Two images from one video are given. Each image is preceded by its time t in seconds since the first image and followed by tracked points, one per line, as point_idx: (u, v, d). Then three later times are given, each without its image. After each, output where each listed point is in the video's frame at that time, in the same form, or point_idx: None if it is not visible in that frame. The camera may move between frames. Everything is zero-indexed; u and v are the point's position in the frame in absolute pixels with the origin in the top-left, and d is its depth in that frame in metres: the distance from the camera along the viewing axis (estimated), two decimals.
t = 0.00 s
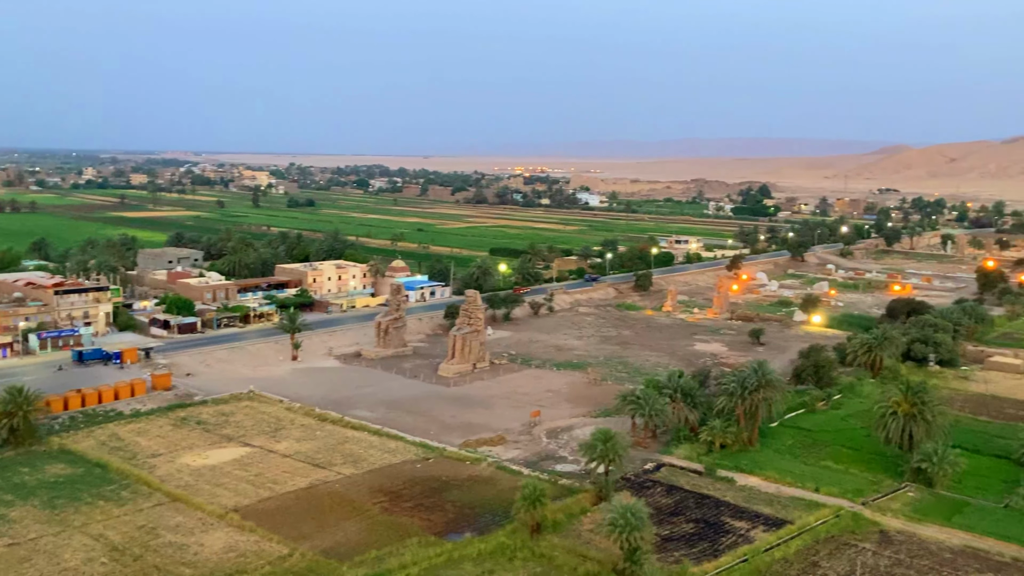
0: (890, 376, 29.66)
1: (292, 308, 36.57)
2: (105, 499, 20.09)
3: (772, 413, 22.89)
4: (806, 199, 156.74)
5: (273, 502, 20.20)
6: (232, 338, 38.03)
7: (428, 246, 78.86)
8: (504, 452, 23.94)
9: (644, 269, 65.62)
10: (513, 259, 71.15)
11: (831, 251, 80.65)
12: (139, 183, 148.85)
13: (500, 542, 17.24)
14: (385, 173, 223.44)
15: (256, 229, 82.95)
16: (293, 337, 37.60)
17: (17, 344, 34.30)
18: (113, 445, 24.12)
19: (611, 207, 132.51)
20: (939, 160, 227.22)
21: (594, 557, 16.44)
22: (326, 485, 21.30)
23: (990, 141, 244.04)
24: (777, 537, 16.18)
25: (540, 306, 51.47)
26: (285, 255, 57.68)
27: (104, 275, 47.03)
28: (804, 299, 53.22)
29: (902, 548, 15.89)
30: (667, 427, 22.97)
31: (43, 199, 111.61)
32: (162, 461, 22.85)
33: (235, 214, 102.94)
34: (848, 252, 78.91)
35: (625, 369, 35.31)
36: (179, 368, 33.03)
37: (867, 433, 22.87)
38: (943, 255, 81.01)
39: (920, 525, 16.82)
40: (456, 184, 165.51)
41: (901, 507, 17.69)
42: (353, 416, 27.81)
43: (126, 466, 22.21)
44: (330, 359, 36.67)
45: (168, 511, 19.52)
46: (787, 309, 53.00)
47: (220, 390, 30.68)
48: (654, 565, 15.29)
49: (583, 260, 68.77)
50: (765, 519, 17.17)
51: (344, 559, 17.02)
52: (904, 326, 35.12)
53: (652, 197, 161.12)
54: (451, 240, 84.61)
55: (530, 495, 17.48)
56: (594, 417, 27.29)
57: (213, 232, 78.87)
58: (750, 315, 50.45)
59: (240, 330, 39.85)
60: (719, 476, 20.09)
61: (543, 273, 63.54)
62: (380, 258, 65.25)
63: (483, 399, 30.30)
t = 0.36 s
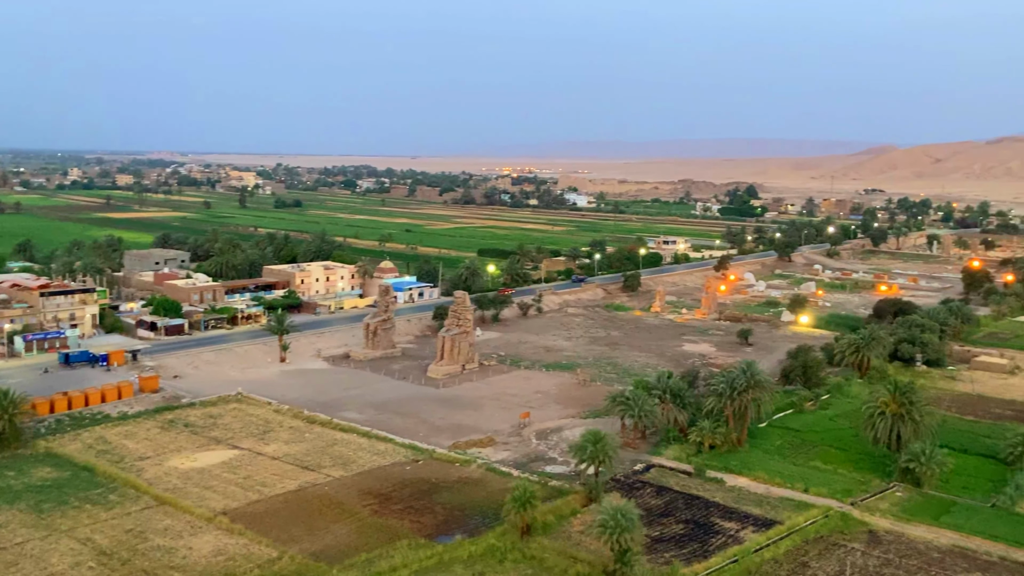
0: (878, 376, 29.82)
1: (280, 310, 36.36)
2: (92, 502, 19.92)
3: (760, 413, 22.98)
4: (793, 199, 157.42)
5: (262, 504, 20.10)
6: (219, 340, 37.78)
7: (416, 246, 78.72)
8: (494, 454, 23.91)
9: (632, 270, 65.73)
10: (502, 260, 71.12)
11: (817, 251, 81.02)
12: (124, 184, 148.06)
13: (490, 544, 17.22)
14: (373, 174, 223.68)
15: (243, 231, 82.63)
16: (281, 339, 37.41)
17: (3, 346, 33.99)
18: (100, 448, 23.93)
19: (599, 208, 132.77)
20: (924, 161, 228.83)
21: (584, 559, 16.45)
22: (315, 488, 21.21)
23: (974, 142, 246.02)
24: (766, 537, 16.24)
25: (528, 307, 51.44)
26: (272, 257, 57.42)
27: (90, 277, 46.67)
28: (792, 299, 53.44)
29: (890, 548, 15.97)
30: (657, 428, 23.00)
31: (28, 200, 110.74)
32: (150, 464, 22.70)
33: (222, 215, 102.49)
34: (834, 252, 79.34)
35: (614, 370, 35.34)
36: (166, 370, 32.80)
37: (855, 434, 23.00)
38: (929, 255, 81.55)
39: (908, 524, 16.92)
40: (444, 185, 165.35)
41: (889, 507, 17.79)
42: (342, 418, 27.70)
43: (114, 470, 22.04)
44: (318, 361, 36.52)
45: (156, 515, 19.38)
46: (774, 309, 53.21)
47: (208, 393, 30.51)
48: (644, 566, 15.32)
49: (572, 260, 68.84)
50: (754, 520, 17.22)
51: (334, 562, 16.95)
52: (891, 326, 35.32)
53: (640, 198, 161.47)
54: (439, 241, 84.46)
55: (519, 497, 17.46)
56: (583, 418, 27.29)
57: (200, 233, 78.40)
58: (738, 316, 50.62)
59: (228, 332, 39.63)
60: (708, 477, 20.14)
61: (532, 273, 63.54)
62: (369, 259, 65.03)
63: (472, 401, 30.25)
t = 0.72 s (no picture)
0: (861, 376, 30.01)
1: (264, 312, 36.12)
2: (75, 507, 19.71)
3: (746, 414, 23.08)
4: (776, 200, 158.33)
5: (247, 508, 19.96)
6: (202, 343, 37.49)
7: (400, 248, 78.50)
8: (480, 456, 23.86)
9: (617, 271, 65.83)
10: (486, 261, 71.03)
11: (800, 252, 81.47)
12: (105, 185, 146.64)
13: (477, 547, 17.19)
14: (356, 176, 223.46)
15: (225, 232, 82.02)
16: (265, 341, 37.18)
17: None
18: (83, 452, 23.68)
19: (582, 208, 132.97)
20: (905, 161, 230.85)
21: (571, 561, 16.46)
22: (300, 491, 21.10)
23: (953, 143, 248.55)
24: (753, 538, 16.30)
25: (514, 309, 51.43)
26: (256, 258, 57.04)
27: (71, 279, 46.21)
28: (775, 300, 53.74)
29: (876, 548, 16.07)
30: (642, 429, 23.05)
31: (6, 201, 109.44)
32: (133, 468, 22.48)
33: (204, 216, 101.74)
34: (817, 253, 79.86)
35: (599, 371, 35.36)
36: (149, 373, 32.52)
37: (840, 434, 23.14)
38: (910, 256, 82.22)
39: (892, 524, 17.03)
40: (428, 186, 165.01)
41: (874, 507, 17.90)
42: (327, 421, 27.57)
43: (96, 474, 21.82)
44: (303, 363, 36.33)
45: (139, 520, 19.19)
46: (758, 310, 53.49)
47: (192, 395, 30.28)
48: (631, 568, 15.34)
49: (556, 261, 68.86)
50: (740, 521, 17.28)
51: (320, 566, 16.86)
52: (874, 327, 35.56)
53: (624, 198, 161.87)
54: (423, 242, 84.25)
55: (507, 499, 17.43)
56: (569, 419, 27.31)
57: (182, 235, 77.79)
58: (722, 317, 50.82)
59: (211, 334, 39.35)
60: (694, 478, 20.20)
61: (517, 275, 63.51)
62: (353, 261, 64.80)
63: (458, 403, 30.18)
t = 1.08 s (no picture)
0: (844, 376, 30.24)
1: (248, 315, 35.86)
2: (57, 513, 19.49)
3: (730, 414, 23.16)
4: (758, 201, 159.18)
5: (232, 512, 19.83)
6: (185, 345, 37.19)
7: (383, 249, 78.25)
8: (466, 459, 23.82)
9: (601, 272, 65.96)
10: (470, 262, 70.93)
11: (782, 253, 81.94)
12: (84, 186, 145.28)
13: (464, 550, 17.15)
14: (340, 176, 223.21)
15: (207, 234, 81.46)
16: (249, 344, 36.93)
17: None
18: (65, 457, 23.43)
19: (566, 210, 133.15)
20: (885, 162, 232.94)
21: (558, 564, 16.48)
22: (286, 494, 20.98)
23: (932, 145, 251.10)
24: (739, 539, 16.37)
25: (498, 310, 51.39)
26: (238, 260, 56.69)
27: (51, 282, 45.72)
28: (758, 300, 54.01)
29: (861, 548, 16.18)
30: (628, 430, 23.09)
31: None
32: (116, 473, 22.26)
33: (185, 218, 101.01)
34: (799, 253, 80.36)
35: (584, 373, 35.41)
36: (131, 377, 32.22)
37: (824, 434, 23.31)
38: (891, 256, 82.91)
39: (876, 525, 17.16)
40: (411, 187, 164.81)
41: (858, 507, 18.02)
42: (312, 424, 27.43)
43: (79, 479, 21.59)
44: (287, 366, 36.13)
45: (123, 525, 19.01)
46: (742, 311, 53.77)
47: (175, 399, 30.03)
48: (618, 570, 15.37)
49: (540, 262, 68.87)
50: (726, 522, 17.36)
51: (307, 570, 16.77)
52: (857, 327, 35.84)
53: (607, 199, 162.24)
54: (407, 243, 84.07)
55: (493, 502, 17.40)
56: (554, 421, 27.32)
57: (164, 236, 77.19)
58: (706, 318, 51.02)
59: (194, 337, 39.06)
60: (679, 479, 20.27)
61: (500, 276, 63.49)
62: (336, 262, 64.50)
63: (443, 405, 30.12)
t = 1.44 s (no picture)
0: (824, 376, 30.48)
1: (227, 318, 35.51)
2: (34, 520, 19.21)
3: (712, 416, 23.25)
4: (736, 202, 160.17)
5: (213, 518, 19.64)
6: (163, 349, 36.77)
7: (363, 251, 77.85)
8: (448, 462, 23.74)
9: (581, 273, 66.05)
10: (450, 264, 70.72)
11: (761, 254, 82.43)
12: (58, 187, 143.36)
13: (448, 553, 17.08)
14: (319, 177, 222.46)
15: (185, 235, 80.61)
16: (228, 347, 36.59)
17: None
18: (41, 463, 23.10)
19: (546, 211, 133.21)
20: (861, 163, 235.29)
21: (542, 567, 16.48)
22: (266, 499, 20.81)
23: (907, 146, 254.04)
24: (721, 540, 16.44)
25: (479, 312, 51.29)
26: (216, 262, 56.19)
27: (26, 285, 45.04)
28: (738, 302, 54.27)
29: (842, 548, 16.30)
30: (610, 432, 23.12)
31: None
32: (94, 479, 21.97)
33: (162, 219, 99.99)
34: (778, 254, 80.93)
35: (566, 375, 35.44)
36: (109, 381, 31.81)
37: (805, 434, 23.48)
38: (868, 257, 83.69)
39: (858, 525, 17.29)
40: (390, 188, 164.18)
41: (839, 508, 18.15)
42: (293, 428, 27.21)
43: (56, 485, 21.29)
44: (267, 369, 35.85)
45: (102, 531, 18.78)
46: (722, 311, 54.04)
47: (154, 403, 29.71)
48: (602, 573, 15.38)
49: (521, 264, 68.83)
50: (708, 523, 17.43)
51: None
52: (836, 328, 36.16)
53: (587, 200, 162.64)
54: (387, 245, 83.74)
55: (477, 506, 17.36)
56: (536, 423, 27.29)
57: (141, 239, 76.38)
58: (686, 319, 51.23)
59: (173, 340, 38.66)
60: (662, 481, 20.32)
61: (481, 277, 63.38)
62: (316, 265, 64.06)
63: (425, 408, 30.00)
